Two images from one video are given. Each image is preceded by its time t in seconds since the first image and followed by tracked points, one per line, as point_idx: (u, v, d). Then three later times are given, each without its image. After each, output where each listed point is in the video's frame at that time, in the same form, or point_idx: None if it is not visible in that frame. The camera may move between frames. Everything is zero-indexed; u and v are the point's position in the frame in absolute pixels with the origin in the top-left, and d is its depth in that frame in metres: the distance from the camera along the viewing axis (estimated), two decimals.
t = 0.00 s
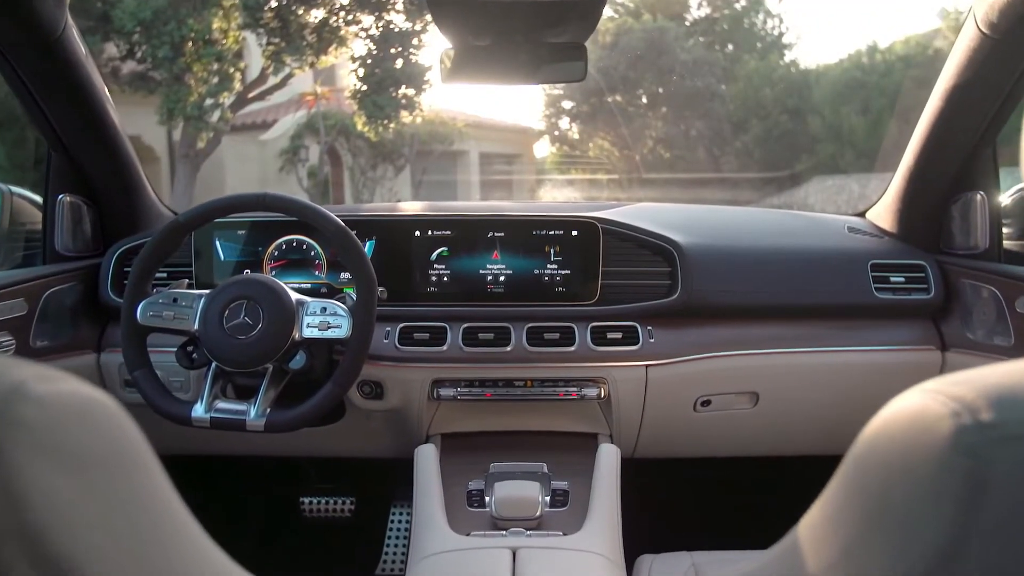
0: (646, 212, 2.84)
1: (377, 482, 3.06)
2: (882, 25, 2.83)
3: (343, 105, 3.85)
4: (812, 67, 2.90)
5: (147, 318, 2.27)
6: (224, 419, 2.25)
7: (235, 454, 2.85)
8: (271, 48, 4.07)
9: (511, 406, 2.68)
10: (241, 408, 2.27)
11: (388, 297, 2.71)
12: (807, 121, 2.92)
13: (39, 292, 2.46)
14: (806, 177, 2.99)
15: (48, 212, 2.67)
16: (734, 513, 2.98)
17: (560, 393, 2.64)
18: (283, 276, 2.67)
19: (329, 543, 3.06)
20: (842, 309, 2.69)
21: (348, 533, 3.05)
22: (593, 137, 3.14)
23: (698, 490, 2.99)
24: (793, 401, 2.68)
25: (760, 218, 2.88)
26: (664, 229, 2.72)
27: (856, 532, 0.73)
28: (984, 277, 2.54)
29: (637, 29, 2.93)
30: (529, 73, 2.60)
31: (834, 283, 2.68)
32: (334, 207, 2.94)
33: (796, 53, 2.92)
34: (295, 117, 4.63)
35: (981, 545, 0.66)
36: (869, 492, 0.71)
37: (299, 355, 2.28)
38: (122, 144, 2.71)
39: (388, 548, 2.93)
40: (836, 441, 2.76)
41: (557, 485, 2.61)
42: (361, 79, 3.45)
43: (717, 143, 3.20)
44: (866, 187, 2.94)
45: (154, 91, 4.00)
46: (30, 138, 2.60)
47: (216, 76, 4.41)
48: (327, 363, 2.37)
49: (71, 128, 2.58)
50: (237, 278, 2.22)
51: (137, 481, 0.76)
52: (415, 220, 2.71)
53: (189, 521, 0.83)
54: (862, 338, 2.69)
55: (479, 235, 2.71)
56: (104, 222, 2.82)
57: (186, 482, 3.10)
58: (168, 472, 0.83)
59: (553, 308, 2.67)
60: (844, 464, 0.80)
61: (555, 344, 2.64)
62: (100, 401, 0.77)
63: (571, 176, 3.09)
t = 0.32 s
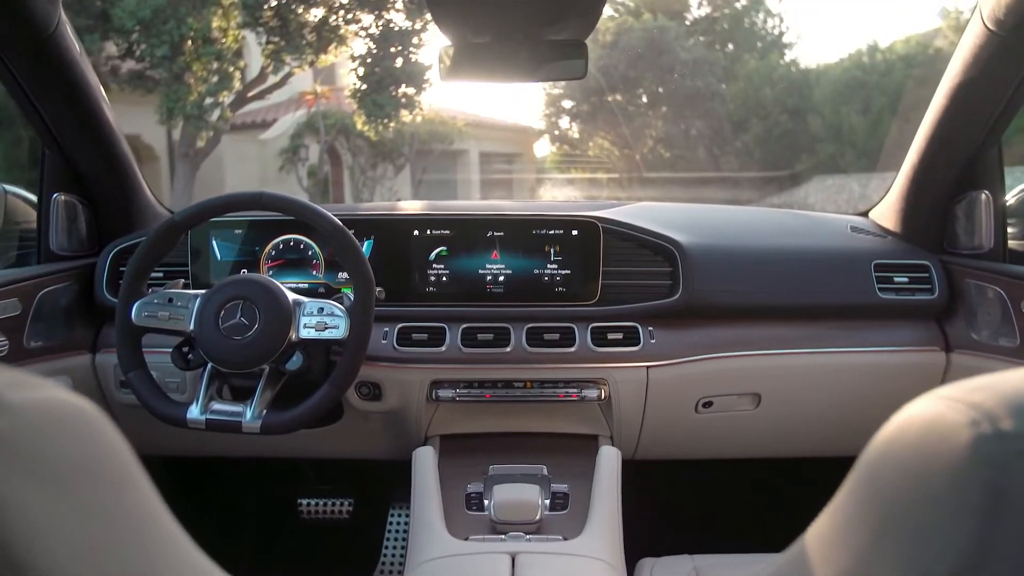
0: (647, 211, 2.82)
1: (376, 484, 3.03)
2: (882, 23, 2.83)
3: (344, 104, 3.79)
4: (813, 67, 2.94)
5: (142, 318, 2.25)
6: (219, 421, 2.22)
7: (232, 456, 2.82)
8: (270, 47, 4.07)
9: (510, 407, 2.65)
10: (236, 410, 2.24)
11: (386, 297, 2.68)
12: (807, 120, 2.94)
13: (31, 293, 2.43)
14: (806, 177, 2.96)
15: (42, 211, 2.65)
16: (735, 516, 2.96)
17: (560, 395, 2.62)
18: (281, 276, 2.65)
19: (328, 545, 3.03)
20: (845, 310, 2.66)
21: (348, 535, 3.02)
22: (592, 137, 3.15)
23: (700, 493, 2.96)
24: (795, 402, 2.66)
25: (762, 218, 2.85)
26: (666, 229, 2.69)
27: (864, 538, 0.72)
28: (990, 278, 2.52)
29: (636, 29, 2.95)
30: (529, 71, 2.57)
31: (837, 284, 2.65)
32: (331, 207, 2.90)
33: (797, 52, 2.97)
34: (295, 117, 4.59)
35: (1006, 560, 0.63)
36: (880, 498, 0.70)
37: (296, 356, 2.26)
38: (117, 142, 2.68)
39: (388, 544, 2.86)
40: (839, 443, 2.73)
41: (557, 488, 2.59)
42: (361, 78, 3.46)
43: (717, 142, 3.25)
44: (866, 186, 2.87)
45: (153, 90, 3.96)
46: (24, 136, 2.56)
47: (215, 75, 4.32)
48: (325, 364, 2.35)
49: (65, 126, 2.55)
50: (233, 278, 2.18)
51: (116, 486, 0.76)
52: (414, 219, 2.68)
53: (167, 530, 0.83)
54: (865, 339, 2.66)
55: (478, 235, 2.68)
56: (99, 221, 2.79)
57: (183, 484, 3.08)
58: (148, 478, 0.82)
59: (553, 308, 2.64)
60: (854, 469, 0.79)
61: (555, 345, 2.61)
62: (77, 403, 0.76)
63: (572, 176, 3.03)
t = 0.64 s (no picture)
0: (647, 211, 2.79)
1: (374, 486, 3.01)
2: (884, 20, 2.78)
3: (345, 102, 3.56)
4: (813, 66, 2.90)
5: (136, 320, 2.22)
6: (214, 423, 2.19)
7: (228, 458, 2.79)
8: (268, 44, 3.87)
9: (510, 409, 2.63)
10: (232, 411, 2.21)
11: (384, 297, 2.65)
12: (808, 118, 2.93)
13: (25, 294, 2.40)
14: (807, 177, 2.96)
15: (36, 211, 2.61)
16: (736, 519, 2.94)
17: (560, 396, 2.59)
18: (277, 276, 2.62)
19: (325, 548, 3.00)
20: (848, 310, 2.63)
21: (345, 537, 2.98)
22: (592, 137, 3.09)
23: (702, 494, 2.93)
24: (797, 404, 2.63)
25: (763, 218, 2.82)
26: (666, 229, 2.66)
27: (878, 545, 0.73)
28: (993, 277, 2.49)
29: (637, 28, 2.86)
30: (528, 69, 2.54)
31: (839, 284, 2.62)
32: (329, 207, 2.87)
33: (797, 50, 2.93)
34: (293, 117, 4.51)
35: None
36: (896, 502, 0.71)
37: (293, 357, 2.22)
38: (112, 140, 2.65)
39: (387, 545, 2.82)
40: (841, 445, 2.71)
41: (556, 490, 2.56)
42: (360, 78, 3.32)
43: (717, 142, 3.13)
44: (866, 186, 2.88)
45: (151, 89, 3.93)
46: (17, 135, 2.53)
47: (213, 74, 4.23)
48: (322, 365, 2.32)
49: (58, 124, 2.52)
50: (228, 278, 2.16)
51: (102, 490, 0.78)
52: (412, 219, 2.65)
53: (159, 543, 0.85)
54: (868, 340, 2.63)
55: (477, 234, 2.65)
56: (94, 221, 2.77)
57: (179, 487, 3.05)
58: (135, 488, 0.85)
59: (553, 309, 2.61)
60: (864, 476, 0.79)
61: (555, 346, 2.58)
62: (65, 417, 0.79)
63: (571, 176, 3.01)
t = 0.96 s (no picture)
0: (648, 210, 2.76)
1: (373, 489, 2.98)
2: (883, 22, 2.77)
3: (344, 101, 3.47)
4: (813, 66, 2.83)
5: (131, 321, 2.19)
6: (209, 426, 2.16)
7: (224, 460, 2.76)
8: (269, 45, 3.84)
9: (509, 410, 2.60)
10: (228, 414, 2.18)
11: (382, 297, 2.62)
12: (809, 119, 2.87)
13: (18, 294, 2.38)
14: (808, 177, 2.93)
15: (28, 212, 2.58)
16: (737, 522, 2.91)
17: (560, 398, 2.55)
18: (274, 276, 2.59)
19: (323, 551, 2.97)
20: (851, 311, 2.60)
21: (344, 540, 2.95)
22: (593, 136, 3.04)
23: (704, 497, 2.90)
24: (800, 405, 2.60)
25: (765, 219, 2.79)
26: (667, 228, 2.64)
27: (897, 547, 0.76)
28: (999, 277, 2.46)
29: (637, 27, 2.82)
30: (529, 67, 2.51)
31: (842, 284, 2.59)
32: (328, 207, 2.84)
33: (797, 50, 2.85)
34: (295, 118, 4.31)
35: None
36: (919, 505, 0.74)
37: (289, 359, 2.19)
38: (108, 139, 2.62)
39: (384, 547, 2.80)
40: (844, 448, 2.68)
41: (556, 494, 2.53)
42: (360, 77, 3.26)
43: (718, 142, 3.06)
44: (866, 186, 2.85)
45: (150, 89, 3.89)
46: (10, 134, 2.50)
47: (212, 73, 4.08)
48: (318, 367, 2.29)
49: (52, 122, 2.49)
50: (224, 278, 2.13)
51: (88, 501, 0.77)
52: (410, 218, 2.62)
53: (138, 551, 0.85)
54: (872, 341, 2.60)
55: (477, 233, 2.62)
56: (89, 220, 2.74)
57: (176, 489, 3.02)
58: (114, 492, 0.84)
59: (553, 309, 2.58)
60: (877, 483, 0.83)
61: (555, 347, 2.55)
62: (49, 424, 0.77)
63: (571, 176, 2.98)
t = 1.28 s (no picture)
0: (649, 211, 2.73)
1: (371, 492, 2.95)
2: (884, 22, 2.66)
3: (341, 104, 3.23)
4: (813, 66, 2.68)
5: (125, 322, 2.16)
6: (205, 428, 2.13)
7: (221, 462, 2.74)
8: (267, 45, 3.71)
9: (508, 412, 2.57)
10: (223, 416, 2.15)
11: (380, 298, 2.60)
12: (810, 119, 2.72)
13: (11, 295, 2.36)
14: (807, 176, 2.85)
15: (24, 211, 2.58)
16: (739, 525, 2.89)
17: (560, 400, 2.53)
18: (271, 277, 2.57)
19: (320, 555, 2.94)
20: (854, 312, 2.57)
21: (342, 543, 2.93)
22: (592, 135, 2.99)
23: (706, 500, 2.88)
24: (802, 407, 2.58)
25: (767, 219, 2.76)
26: (668, 228, 2.61)
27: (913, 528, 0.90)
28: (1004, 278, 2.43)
29: (637, 26, 2.76)
30: (530, 66, 2.49)
31: (844, 285, 2.57)
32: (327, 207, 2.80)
33: (798, 50, 2.70)
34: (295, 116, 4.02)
35: None
36: (937, 489, 0.88)
37: (286, 360, 2.16)
38: (103, 139, 2.59)
39: (382, 550, 2.77)
40: (846, 450, 2.65)
41: (556, 497, 2.50)
42: (359, 76, 2.95)
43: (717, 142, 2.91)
44: (866, 186, 2.84)
45: (150, 88, 3.84)
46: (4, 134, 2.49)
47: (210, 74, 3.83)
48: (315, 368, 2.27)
49: (47, 122, 2.47)
50: (220, 278, 2.11)
51: (64, 504, 0.84)
52: (409, 218, 2.60)
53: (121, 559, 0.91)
54: (876, 342, 2.57)
55: (477, 233, 2.60)
56: (85, 220, 2.71)
57: (172, 491, 2.99)
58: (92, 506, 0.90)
59: (552, 309, 2.56)
60: (893, 492, 0.98)
61: (555, 348, 2.52)
62: (27, 440, 0.85)
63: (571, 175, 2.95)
